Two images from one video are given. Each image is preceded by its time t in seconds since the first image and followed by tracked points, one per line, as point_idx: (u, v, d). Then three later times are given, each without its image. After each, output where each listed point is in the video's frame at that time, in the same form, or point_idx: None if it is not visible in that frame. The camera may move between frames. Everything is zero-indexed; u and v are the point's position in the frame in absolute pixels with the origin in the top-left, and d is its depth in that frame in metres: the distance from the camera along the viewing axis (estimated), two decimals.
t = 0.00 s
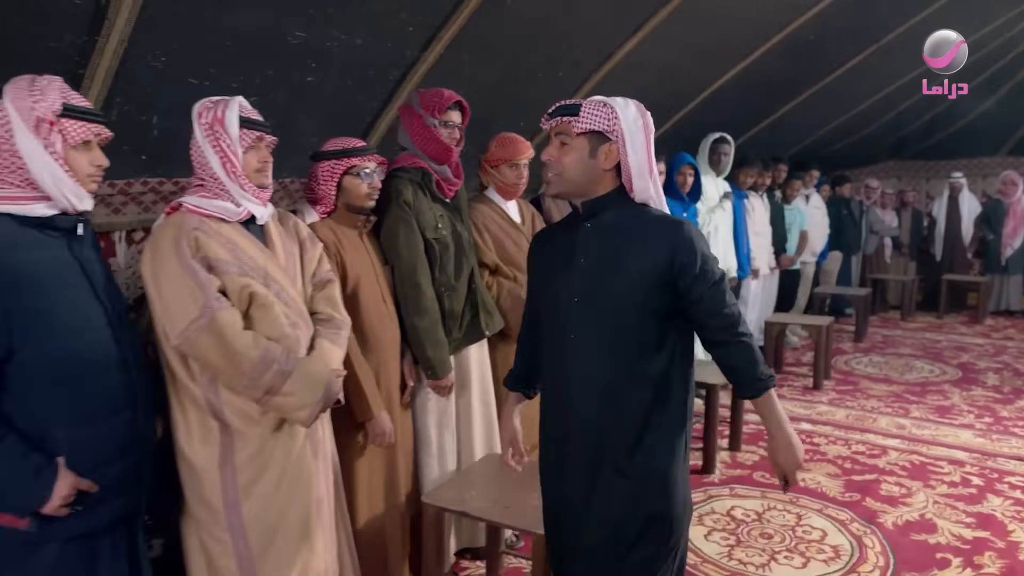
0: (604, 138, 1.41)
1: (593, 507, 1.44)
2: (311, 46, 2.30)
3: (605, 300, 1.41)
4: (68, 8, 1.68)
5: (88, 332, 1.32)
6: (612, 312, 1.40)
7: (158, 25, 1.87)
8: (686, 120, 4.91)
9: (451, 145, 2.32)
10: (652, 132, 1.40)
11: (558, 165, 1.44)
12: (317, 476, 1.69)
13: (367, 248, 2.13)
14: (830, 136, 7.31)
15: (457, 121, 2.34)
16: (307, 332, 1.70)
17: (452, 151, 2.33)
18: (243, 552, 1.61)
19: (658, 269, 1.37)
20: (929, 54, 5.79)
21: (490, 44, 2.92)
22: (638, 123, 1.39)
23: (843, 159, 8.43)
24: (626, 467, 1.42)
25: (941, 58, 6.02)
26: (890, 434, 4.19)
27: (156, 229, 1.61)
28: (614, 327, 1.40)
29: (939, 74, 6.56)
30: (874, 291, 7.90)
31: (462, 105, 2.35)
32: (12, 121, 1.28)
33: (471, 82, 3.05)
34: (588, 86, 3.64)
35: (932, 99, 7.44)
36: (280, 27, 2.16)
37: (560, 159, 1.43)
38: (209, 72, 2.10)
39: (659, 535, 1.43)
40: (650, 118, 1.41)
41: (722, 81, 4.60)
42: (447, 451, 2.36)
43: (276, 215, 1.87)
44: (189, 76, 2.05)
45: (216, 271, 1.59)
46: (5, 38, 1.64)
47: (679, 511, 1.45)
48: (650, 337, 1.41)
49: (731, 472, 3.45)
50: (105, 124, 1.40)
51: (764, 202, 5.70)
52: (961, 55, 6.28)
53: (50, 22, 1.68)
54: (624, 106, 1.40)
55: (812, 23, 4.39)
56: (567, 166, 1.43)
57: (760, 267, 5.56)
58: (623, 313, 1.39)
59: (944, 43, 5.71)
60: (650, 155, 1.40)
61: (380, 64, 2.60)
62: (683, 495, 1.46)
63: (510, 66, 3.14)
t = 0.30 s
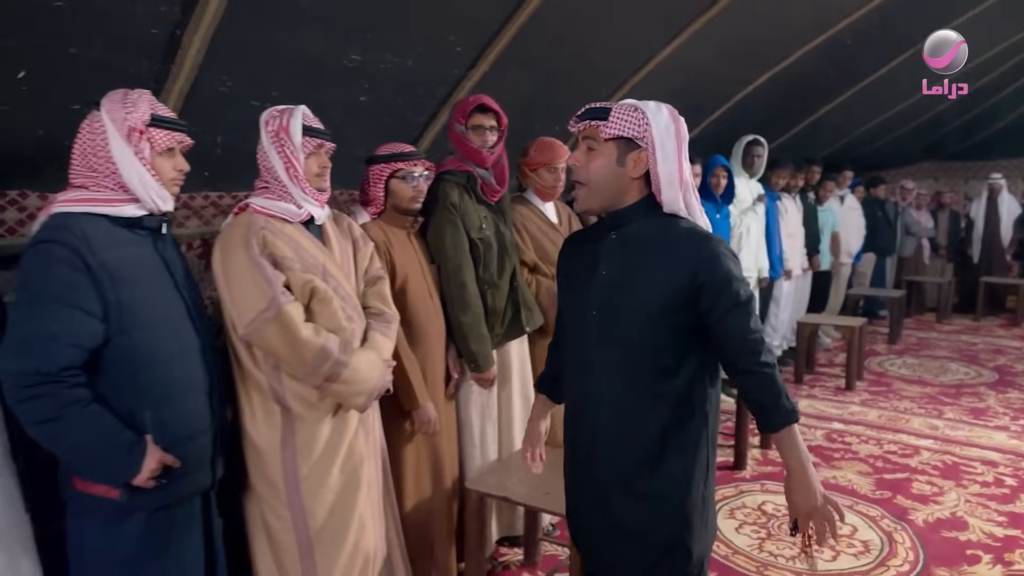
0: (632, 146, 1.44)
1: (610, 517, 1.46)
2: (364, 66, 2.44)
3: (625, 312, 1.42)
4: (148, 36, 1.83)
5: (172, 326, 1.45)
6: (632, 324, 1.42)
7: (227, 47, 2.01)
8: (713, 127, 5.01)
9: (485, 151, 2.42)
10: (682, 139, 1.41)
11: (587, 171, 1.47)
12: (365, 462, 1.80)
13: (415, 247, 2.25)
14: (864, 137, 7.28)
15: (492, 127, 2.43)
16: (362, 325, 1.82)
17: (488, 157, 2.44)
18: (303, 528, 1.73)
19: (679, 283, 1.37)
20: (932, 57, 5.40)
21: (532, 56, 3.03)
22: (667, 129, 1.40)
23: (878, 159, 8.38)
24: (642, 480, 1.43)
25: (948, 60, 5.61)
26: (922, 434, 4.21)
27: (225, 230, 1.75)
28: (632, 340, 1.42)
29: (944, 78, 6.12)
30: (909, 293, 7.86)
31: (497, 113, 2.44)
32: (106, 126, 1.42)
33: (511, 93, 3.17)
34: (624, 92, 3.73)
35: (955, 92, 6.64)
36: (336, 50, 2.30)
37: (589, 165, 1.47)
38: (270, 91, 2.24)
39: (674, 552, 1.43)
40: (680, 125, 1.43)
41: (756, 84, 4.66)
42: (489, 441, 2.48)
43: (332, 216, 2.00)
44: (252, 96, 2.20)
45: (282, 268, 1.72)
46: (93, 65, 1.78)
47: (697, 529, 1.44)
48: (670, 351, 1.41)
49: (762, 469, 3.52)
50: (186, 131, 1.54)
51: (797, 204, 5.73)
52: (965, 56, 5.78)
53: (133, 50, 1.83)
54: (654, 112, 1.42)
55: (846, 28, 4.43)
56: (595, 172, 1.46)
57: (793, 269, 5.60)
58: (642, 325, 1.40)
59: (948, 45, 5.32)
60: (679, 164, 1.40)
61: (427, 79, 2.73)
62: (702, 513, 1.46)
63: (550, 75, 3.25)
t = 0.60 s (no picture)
0: (662, 140, 1.30)
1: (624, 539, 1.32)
2: (403, 77, 2.54)
3: (648, 315, 1.28)
4: (204, 50, 1.95)
5: (231, 319, 1.57)
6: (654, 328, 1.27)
7: (275, 60, 2.13)
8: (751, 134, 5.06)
9: (514, 152, 2.52)
10: (717, 132, 1.27)
11: (614, 168, 1.35)
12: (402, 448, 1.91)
13: (451, 245, 2.36)
14: (893, 138, 7.25)
15: (521, 129, 2.53)
16: (400, 319, 1.93)
17: (518, 158, 2.53)
18: (342, 509, 1.84)
19: (710, 283, 1.23)
20: (931, 61, 5.01)
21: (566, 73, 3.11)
22: (701, 122, 1.27)
23: (908, 159, 8.32)
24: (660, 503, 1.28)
25: (948, 61, 5.18)
26: (949, 433, 4.23)
27: (274, 226, 1.87)
28: (654, 347, 1.27)
29: (944, 79, 5.67)
30: (939, 293, 7.81)
31: (525, 115, 2.53)
32: (174, 133, 1.54)
33: (545, 102, 3.25)
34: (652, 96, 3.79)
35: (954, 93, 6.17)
36: (379, 65, 2.41)
37: (616, 161, 1.34)
38: (314, 100, 2.36)
39: None
40: (716, 117, 1.29)
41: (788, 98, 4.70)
42: (521, 432, 2.57)
43: (375, 215, 2.12)
44: (295, 102, 2.31)
45: (326, 264, 1.83)
46: (151, 75, 1.92)
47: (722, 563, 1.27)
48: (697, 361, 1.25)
49: (787, 464, 3.57)
50: (243, 134, 1.65)
51: (823, 204, 5.75)
52: (963, 57, 5.29)
53: (189, 62, 1.96)
54: (686, 105, 1.29)
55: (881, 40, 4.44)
56: (622, 169, 1.33)
57: (820, 268, 5.63)
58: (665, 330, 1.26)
59: (948, 48, 4.93)
60: (714, 157, 1.28)
61: (463, 90, 2.81)
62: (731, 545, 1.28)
63: (582, 93, 3.33)
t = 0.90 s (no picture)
0: (685, 140, 1.33)
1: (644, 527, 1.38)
2: (433, 64, 2.65)
3: (672, 312, 1.33)
4: (248, 38, 2.08)
5: (285, 310, 1.69)
6: (677, 323, 1.32)
7: (313, 49, 2.25)
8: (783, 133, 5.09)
9: (543, 154, 2.62)
10: (739, 133, 1.30)
11: (636, 167, 1.38)
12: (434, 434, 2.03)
13: (485, 241, 2.46)
14: (928, 137, 7.18)
15: (551, 131, 2.63)
16: (432, 312, 2.05)
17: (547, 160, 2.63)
18: (376, 489, 1.96)
19: (734, 280, 1.28)
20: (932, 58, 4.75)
21: (590, 58, 3.18)
22: (723, 122, 1.30)
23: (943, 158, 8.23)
24: (679, 494, 1.34)
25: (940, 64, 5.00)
26: (979, 432, 4.23)
27: (320, 221, 2.02)
28: (678, 342, 1.32)
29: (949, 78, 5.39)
30: (974, 294, 7.72)
31: (556, 119, 2.62)
32: (235, 136, 1.68)
33: (570, 93, 3.33)
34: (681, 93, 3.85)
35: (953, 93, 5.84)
36: (407, 51, 2.51)
37: (638, 160, 1.37)
38: (349, 86, 2.48)
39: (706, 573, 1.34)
40: (737, 118, 1.32)
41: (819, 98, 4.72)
42: (553, 423, 2.65)
43: (416, 213, 2.24)
44: (331, 89, 2.43)
45: (361, 259, 1.95)
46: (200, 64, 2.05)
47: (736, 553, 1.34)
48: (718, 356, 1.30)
49: (814, 460, 3.63)
50: (299, 138, 1.78)
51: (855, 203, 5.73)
52: (964, 56, 5.13)
53: (235, 50, 2.09)
54: (708, 105, 1.32)
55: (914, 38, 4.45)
56: (644, 169, 1.36)
57: (850, 268, 5.63)
58: (690, 325, 1.31)
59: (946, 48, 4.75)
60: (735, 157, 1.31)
61: (489, 77, 2.92)
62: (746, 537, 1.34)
63: (608, 81, 3.41)
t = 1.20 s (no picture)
0: (675, 141, 1.40)
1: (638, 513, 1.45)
2: (464, 67, 2.76)
3: (662, 304, 1.40)
4: (291, 45, 2.22)
5: (325, 299, 1.81)
6: (668, 314, 1.40)
7: (353, 54, 2.38)
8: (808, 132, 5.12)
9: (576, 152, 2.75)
10: (727, 133, 1.36)
11: (628, 167, 1.45)
12: (458, 419, 2.13)
13: (513, 237, 2.57)
14: (958, 135, 7.14)
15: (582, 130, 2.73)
16: (457, 303, 2.16)
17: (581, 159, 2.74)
18: (401, 470, 2.08)
19: (727, 273, 1.36)
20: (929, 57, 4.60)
21: (617, 61, 3.27)
22: (712, 124, 1.36)
23: (974, 156, 8.17)
24: (674, 478, 1.41)
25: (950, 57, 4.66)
26: (1004, 429, 4.24)
27: (357, 215, 2.17)
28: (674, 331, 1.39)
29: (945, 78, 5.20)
30: (1005, 293, 7.66)
31: (587, 119, 2.72)
32: (282, 137, 1.82)
33: (597, 94, 3.43)
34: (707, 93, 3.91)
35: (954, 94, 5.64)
36: (440, 56, 2.63)
37: (630, 161, 1.44)
38: (384, 90, 2.60)
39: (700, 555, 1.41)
40: (727, 119, 1.38)
41: (843, 95, 4.74)
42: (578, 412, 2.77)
43: (449, 209, 2.36)
44: (369, 92, 2.57)
45: (389, 252, 2.07)
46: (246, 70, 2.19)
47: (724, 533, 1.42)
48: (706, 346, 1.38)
49: (835, 454, 3.68)
50: (340, 140, 1.91)
51: (881, 202, 5.74)
52: (965, 56, 4.93)
53: (280, 57, 2.23)
54: (698, 108, 1.38)
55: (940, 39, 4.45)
56: (635, 169, 1.43)
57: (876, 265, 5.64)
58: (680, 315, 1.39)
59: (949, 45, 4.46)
60: (723, 157, 1.37)
61: (519, 80, 3.03)
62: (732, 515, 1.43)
63: (634, 81, 3.50)
